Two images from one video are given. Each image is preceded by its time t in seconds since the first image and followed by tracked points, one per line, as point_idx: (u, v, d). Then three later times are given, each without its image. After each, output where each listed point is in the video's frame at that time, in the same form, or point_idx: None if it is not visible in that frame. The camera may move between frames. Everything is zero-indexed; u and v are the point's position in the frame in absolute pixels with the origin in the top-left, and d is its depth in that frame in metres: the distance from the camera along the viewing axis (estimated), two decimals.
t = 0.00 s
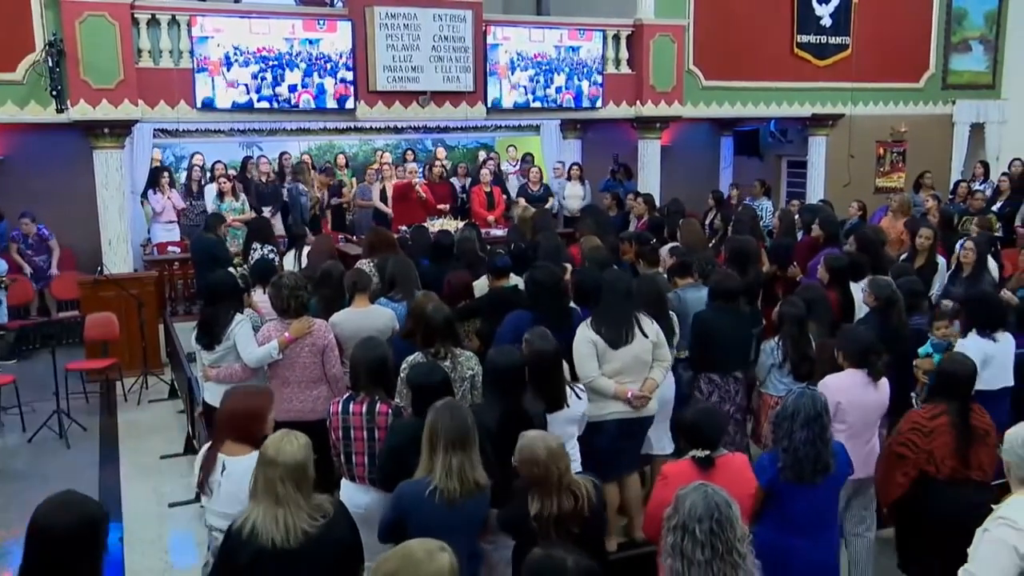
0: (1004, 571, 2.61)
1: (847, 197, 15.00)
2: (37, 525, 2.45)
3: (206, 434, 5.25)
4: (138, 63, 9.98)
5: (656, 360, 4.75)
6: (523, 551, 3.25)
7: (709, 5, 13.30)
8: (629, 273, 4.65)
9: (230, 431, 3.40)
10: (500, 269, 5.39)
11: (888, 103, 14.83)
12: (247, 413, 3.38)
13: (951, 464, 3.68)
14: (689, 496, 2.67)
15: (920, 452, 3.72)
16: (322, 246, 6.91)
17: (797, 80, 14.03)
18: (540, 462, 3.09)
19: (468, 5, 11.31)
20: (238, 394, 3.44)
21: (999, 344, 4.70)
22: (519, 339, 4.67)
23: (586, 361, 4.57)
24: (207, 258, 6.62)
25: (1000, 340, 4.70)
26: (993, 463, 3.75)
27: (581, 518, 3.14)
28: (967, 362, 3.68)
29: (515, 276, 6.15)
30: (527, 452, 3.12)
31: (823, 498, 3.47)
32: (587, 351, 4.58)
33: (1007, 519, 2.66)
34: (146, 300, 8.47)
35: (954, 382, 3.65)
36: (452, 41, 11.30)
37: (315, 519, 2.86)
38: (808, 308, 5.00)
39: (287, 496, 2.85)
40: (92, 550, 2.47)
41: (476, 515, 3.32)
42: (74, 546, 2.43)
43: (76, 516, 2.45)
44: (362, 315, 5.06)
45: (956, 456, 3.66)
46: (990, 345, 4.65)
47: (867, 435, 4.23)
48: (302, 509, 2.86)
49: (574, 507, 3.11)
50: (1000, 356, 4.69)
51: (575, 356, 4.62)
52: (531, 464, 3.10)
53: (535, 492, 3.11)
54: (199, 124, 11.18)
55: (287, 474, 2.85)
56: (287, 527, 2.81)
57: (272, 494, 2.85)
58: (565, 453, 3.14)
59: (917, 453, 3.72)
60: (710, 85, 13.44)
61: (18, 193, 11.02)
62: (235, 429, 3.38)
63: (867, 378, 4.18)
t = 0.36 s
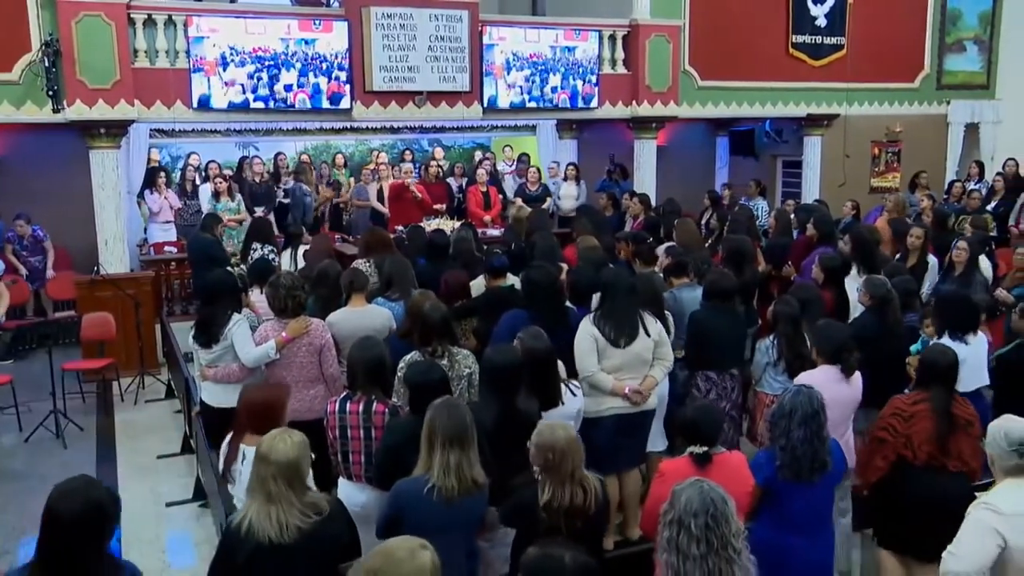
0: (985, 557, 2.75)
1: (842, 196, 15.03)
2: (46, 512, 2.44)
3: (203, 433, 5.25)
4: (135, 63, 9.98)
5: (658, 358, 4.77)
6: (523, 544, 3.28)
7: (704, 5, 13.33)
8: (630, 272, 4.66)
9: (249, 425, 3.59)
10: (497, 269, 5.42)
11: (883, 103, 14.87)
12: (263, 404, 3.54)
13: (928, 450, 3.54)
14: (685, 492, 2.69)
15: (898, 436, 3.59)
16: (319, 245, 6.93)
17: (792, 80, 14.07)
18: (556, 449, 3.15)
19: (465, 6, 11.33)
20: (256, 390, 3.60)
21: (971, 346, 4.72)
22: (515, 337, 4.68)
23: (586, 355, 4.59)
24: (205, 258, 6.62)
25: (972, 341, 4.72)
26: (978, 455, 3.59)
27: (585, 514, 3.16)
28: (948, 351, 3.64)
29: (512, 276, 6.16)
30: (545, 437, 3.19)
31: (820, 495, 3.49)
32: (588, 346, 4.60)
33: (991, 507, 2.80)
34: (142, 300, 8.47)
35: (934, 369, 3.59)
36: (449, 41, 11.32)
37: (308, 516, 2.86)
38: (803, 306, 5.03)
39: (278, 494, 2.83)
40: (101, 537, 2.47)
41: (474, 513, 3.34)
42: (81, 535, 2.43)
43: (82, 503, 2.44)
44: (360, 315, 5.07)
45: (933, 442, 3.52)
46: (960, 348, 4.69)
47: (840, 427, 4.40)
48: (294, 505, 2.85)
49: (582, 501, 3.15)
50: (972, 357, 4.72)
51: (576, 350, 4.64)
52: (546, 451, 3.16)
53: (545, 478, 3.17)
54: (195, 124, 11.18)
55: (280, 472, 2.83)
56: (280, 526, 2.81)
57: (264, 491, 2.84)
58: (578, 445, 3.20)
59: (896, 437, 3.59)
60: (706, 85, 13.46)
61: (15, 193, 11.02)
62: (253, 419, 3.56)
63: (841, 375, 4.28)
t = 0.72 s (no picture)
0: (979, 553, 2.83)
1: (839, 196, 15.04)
2: (65, 494, 2.50)
3: (200, 432, 5.24)
4: (133, 63, 9.98)
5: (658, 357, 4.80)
6: (524, 541, 3.30)
7: (701, 6, 13.34)
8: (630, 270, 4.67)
9: (266, 415, 3.61)
10: (495, 269, 5.44)
11: (879, 104, 14.90)
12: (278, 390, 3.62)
13: (909, 444, 3.61)
14: (683, 490, 2.70)
15: (884, 429, 3.67)
16: (318, 245, 6.94)
17: (790, 80, 14.10)
18: (562, 444, 3.20)
19: (462, 6, 11.33)
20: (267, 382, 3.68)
21: (960, 348, 4.73)
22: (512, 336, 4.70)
23: (587, 353, 4.61)
24: (203, 259, 6.62)
25: (962, 343, 4.73)
26: (967, 454, 3.62)
27: (585, 513, 3.18)
28: (938, 349, 3.67)
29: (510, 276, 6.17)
30: (551, 431, 3.24)
31: (819, 493, 3.51)
32: (590, 343, 4.61)
33: (984, 504, 2.87)
34: (140, 300, 8.47)
35: (926, 366, 3.64)
36: (446, 41, 11.33)
37: (306, 515, 2.86)
38: (799, 305, 5.04)
39: (276, 492, 2.85)
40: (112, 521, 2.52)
41: (472, 512, 3.35)
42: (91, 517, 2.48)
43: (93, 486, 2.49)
44: (358, 314, 5.08)
45: (915, 435, 3.59)
46: (948, 349, 4.71)
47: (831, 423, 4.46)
48: (292, 504, 2.86)
49: (585, 499, 3.18)
50: (961, 359, 4.72)
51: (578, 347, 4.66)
52: (551, 445, 3.22)
53: (549, 473, 3.21)
54: (192, 124, 11.19)
55: (279, 470, 2.85)
56: (280, 524, 2.81)
57: (263, 489, 2.85)
58: (584, 441, 3.25)
59: (881, 428, 3.68)
60: (703, 86, 13.48)
61: (13, 193, 11.02)
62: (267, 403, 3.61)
63: (828, 372, 4.34)
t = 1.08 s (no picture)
0: (987, 556, 2.97)
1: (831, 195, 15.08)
2: (79, 470, 2.71)
3: (194, 432, 5.24)
4: (127, 63, 9.98)
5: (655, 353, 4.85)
6: (521, 536, 3.34)
7: (694, 6, 13.39)
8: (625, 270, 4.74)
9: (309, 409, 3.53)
10: (490, 268, 5.47)
11: (872, 104, 14.96)
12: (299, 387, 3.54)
13: (871, 427, 4.04)
14: (678, 484, 2.73)
15: (847, 415, 4.11)
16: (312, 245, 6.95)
17: (782, 80, 14.15)
18: (557, 439, 3.22)
19: (456, 6, 11.36)
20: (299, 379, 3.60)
21: (950, 346, 4.86)
22: (508, 334, 4.74)
23: (600, 351, 4.60)
24: (198, 259, 6.63)
25: (952, 341, 4.86)
26: (924, 433, 4.03)
27: (580, 507, 3.22)
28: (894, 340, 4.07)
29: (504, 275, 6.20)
30: (546, 427, 3.26)
31: (811, 489, 3.55)
32: (600, 340, 4.62)
33: (988, 509, 3.01)
34: (135, 300, 8.48)
35: (883, 357, 4.05)
36: (440, 41, 11.36)
37: (303, 512, 2.87)
38: (791, 303, 5.07)
39: (274, 490, 2.87)
40: (120, 499, 2.69)
41: (464, 510, 3.36)
42: (99, 492, 2.66)
43: (106, 465, 2.69)
44: (353, 314, 5.10)
45: (875, 420, 4.02)
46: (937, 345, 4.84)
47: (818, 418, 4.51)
48: (290, 500, 2.88)
49: (578, 493, 3.21)
50: (949, 357, 4.84)
51: (588, 345, 4.64)
52: (545, 441, 3.24)
53: (545, 466, 3.25)
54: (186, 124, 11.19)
55: (275, 468, 2.87)
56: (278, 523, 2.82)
57: (260, 488, 2.88)
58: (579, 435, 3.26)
59: (843, 415, 4.11)
60: (696, 86, 13.52)
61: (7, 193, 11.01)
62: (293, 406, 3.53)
63: (814, 367, 4.38)
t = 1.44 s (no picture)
0: (986, 558, 2.99)
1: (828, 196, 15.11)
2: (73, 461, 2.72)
3: (194, 433, 5.24)
4: (125, 63, 9.98)
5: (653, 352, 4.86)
6: (519, 534, 3.35)
7: (692, 6, 13.41)
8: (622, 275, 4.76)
9: (330, 411, 3.44)
10: (488, 268, 5.48)
11: (869, 104, 14.99)
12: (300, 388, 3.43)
13: (866, 423, 4.08)
14: (675, 481, 2.75)
15: (842, 412, 4.13)
16: (311, 245, 6.96)
17: (779, 80, 14.18)
18: (553, 437, 3.24)
19: (454, 6, 11.38)
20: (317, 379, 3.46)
21: (944, 344, 4.85)
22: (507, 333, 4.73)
23: (600, 351, 4.62)
24: (197, 259, 6.64)
25: (947, 339, 4.84)
26: (917, 426, 4.07)
27: (578, 503, 3.22)
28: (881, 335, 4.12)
29: (503, 275, 6.21)
30: (542, 426, 3.27)
31: (809, 488, 3.56)
32: (601, 341, 4.64)
33: (988, 510, 3.02)
34: (133, 300, 8.48)
35: (873, 352, 4.10)
36: (438, 42, 11.37)
37: (300, 512, 2.88)
38: (789, 301, 5.08)
39: (272, 489, 2.87)
40: (113, 493, 2.70)
41: (460, 509, 3.37)
42: (92, 485, 2.68)
43: (101, 458, 2.70)
44: (352, 314, 5.11)
45: (870, 416, 4.06)
46: (933, 343, 4.83)
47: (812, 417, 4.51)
48: (288, 500, 2.88)
49: (574, 489, 3.22)
50: (943, 355, 4.84)
51: (588, 346, 4.65)
52: (542, 439, 3.26)
53: (543, 465, 3.26)
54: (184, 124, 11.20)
55: (273, 467, 2.88)
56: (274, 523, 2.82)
57: (259, 487, 2.88)
58: (575, 432, 3.28)
59: (838, 413, 4.13)
60: (694, 86, 13.53)
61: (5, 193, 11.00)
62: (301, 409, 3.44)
63: (814, 364, 4.40)
